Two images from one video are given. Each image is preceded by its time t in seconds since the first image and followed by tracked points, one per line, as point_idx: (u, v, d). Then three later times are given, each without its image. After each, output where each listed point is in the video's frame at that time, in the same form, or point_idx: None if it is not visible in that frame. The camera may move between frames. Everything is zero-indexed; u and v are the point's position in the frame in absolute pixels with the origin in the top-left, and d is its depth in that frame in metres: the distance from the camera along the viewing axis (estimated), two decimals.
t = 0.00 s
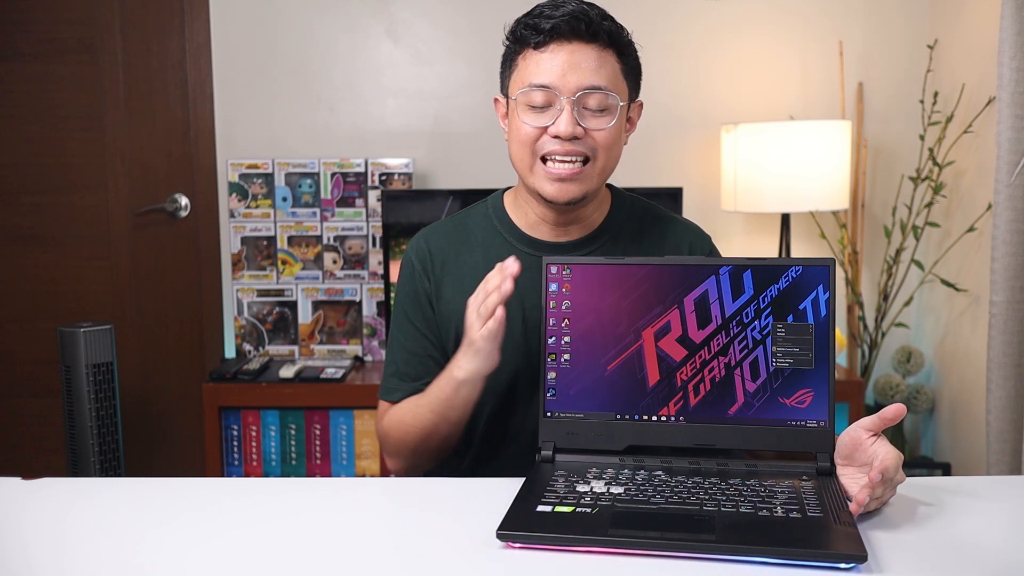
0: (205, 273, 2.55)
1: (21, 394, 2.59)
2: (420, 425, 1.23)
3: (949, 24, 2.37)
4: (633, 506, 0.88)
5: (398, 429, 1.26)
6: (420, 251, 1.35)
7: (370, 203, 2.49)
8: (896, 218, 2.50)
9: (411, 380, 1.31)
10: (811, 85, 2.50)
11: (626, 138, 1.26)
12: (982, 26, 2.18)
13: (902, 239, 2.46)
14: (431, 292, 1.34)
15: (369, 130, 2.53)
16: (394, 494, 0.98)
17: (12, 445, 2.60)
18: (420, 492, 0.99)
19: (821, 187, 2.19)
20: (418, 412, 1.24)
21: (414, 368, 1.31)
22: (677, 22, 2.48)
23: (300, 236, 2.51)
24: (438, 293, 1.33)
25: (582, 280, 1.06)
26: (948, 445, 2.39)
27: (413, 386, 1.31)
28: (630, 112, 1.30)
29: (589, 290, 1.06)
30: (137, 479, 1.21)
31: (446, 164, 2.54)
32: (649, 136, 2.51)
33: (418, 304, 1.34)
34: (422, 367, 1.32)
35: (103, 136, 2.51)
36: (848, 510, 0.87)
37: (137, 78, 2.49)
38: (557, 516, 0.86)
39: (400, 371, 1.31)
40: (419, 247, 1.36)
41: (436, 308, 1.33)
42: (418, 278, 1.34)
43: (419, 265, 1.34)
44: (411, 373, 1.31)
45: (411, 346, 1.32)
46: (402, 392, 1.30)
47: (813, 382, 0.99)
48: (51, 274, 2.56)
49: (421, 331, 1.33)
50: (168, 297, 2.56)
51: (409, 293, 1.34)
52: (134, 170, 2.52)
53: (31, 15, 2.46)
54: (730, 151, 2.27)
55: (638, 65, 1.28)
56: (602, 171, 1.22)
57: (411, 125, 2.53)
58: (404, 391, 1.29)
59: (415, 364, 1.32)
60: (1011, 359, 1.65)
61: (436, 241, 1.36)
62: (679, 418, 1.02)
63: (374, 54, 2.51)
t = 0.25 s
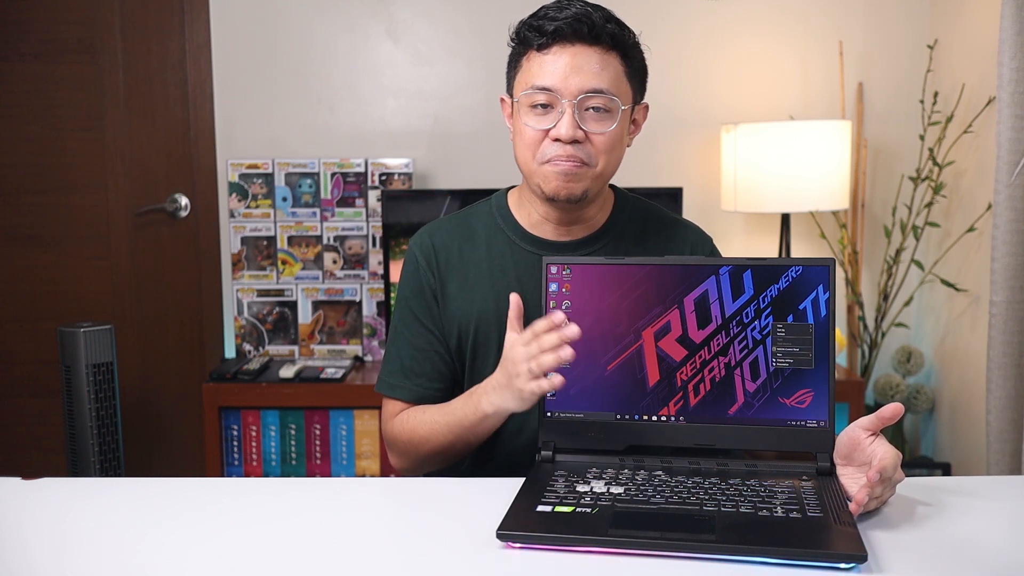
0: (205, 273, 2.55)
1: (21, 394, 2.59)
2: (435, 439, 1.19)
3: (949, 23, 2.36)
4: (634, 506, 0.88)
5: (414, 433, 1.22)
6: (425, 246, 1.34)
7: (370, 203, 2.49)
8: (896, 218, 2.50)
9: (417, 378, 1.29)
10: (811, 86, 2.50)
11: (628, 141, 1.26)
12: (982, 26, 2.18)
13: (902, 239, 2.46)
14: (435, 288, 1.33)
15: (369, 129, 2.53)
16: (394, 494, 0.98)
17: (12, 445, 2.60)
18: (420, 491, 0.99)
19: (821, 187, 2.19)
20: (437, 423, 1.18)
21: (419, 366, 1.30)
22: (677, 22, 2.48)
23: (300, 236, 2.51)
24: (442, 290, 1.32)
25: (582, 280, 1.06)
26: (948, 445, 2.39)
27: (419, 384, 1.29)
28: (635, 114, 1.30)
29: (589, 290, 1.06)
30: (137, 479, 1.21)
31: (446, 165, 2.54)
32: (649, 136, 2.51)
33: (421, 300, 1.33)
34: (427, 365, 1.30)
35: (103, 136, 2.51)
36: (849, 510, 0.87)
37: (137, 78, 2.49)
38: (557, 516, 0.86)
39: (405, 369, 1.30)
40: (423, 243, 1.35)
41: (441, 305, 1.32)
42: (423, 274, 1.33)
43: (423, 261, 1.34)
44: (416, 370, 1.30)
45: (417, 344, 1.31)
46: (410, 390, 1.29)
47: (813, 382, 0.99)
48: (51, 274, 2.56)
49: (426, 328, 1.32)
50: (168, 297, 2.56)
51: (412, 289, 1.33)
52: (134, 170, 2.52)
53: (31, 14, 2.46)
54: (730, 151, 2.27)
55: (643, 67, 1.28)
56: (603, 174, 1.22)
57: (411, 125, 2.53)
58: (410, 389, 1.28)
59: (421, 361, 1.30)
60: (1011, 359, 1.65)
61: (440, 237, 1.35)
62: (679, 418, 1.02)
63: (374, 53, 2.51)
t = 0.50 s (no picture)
0: (205, 273, 2.55)
1: (21, 394, 2.59)
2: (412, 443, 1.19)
3: (948, 23, 2.36)
4: (633, 506, 0.88)
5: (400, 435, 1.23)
6: (427, 250, 1.36)
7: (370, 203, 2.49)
8: (896, 218, 2.50)
9: (409, 380, 1.33)
10: (811, 85, 2.50)
11: (639, 142, 1.26)
12: (982, 26, 2.18)
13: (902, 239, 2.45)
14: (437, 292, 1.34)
15: (369, 130, 2.53)
16: (393, 494, 0.98)
17: (12, 445, 2.60)
18: (419, 491, 0.99)
19: (821, 187, 2.19)
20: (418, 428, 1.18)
21: (414, 367, 1.34)
22: (677, 22, 2.48)
23: (300, 236, 2.51)
24: (442, 293, 1.34)
25: (582, 280, 1.06)
26: (948, 445, 2.39)
27: (411, 385, 1.33)
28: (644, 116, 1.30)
29: (589, 290, 1.06)
30: (137, 479, 1.21)
31: (446, 165, 2.54)
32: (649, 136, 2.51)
33: (421, 303, 1.35)
34: (421, 367, 1.34)
35: (103, 136, 2.51)
36: (848, 510, 0.87)
37: (137, 78, 2.49)
38: (557, 516, 0.86)
39: (399, 370, 1.34)
40: (426, 246, 1.36)
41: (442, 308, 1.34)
42: (425, 279, 1.35)
43: (424, 263, 1.35)
44: (410, 372, 1.34)
45: (413, 346, 1.34)
46: (397, 389, 1.33)
47: (813, 382, 0.99)
48: (51, 274, 2.55)
49: (422, 331, 1.35)
50: (167, 297, 2.57)
51: (412, 292, 1.36)
52: (134, 169, 2.52)
53: (30, 14, 2.46)
54: (730, 151, 2.27)
55: (654, 70, 1.28)
56: (614, 175, 1.22)
57: (411, 125, 2.53)
58: (397, 390, 1.33)
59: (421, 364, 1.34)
60: (1011, 360, 1.65)
61: (444, 239, 1.36)
62: (679, 418, 1.02)
63: (373, 53, 2.51)
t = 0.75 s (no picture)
0: (205, 273, 2.55)
1: (21, 394, 2.59)
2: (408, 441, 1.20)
3: (949, 23, 2.36)
4: (634, 506, 0.88)
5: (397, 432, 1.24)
6: (423, 248, 1.36)
7: (370, 203, 2.48)
8: (896, 218, 2.50)
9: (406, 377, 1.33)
10: (811, 85, 2.50)
11: (634, 138, 1.26)
12: (982, 26, 2.18)
13: (902, 239, 2.45)
14: (433, 290, 1.34)
15: (369, 130, 2.53)
16: (392, 494, 0.98)
17: (12, 445, 2.60)
18: (419, 492, 0.99)
19: (821, 187, 2.19)
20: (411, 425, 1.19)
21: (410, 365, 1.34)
22: (677, 22, 2.48)
23: (300, 236, 2.51)
24: (437, 291, 1.34)
25: (582, 280, 1.06)
26: (948, 445, 2.39)
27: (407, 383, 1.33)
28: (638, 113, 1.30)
29: (589, 290, 1.06)
30: (138, 478, 1.21)
31: (446, 165, 2.54)
32: (649, 136, 2.51)
33: (417, 301, 1.35)
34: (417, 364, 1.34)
35: (103, 136, 2.51)
36: (849, 510, 0.87)
37: (137, 77, 2.49)
38: (557, 516, 0.86)
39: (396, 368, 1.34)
40: (423, 245, 1.36)
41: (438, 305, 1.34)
42: (421, 277, 1.35)
43: (420, 262, 1.35)
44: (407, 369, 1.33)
45: (410, 344, 1.34)
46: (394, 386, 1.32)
47: (813, 382, 0.99)
48: (51, 274, 2.55)
49: (419, 329, 1.35)
50: (167, 297, 2.56)
51: (409, 291, 1.36)
52: (134, 170, 2.52)
53: (31, 14, 2.46)
54: (730, 151, 2.27)
55: (646, 66, 1.28)
56: (609, 169, 1.21)
57: (411, 125, 2.53)
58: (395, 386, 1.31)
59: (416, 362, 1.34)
60: (1011, 359, 1.65)
61: (441, 238, 1.36)
62: (679, 418, 1.02)
63: (373, 53, 2.51)
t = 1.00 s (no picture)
0: (205, 273, 2.55)
1: (21, 394, 2.59)
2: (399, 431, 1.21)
3: (949, 23, 2.36)
4: (633, 506, 0.88)
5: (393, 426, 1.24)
6: (421, 247, 1.36)
7: (370, 203, 2.48)
8: (896, 218, 2.50)
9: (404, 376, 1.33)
10: (811, 85, 2.50)
11: (630, 135, 1.26)
12: (982, 26, 2.18)
13: (902, 239, 2.45)
14: (431, 289, 1.34)
15: (369, 129, 2.53)
16: (392, 494, 0.98)
17: (12, 445, 2.60)
18: (419, 491, 0.99)
19: (821, 187, 2.19)
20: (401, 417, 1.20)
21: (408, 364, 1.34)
22: (677, 22, 2.48)
23: (300, 236, 2.51)
24: (435, 290, 1.34)
25: (582, 280, 1.06)
26: (948, 445, 2.39)
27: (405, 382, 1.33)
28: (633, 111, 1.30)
29: (589, 289, 1.06)
30: (138, 478, 1.21)
31: (446, 165, 2.54)
32: (649, 136, 2.51)
33: (415, 301, 1.35)
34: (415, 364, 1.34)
35: (103, 136, 2.51)
36: (849, 510, 0.87)
37: (137, 78, 2.49)
38: (557, 516, 0.86)
39: (394, 368, 1.34)
40: (420, 244, 1.36)
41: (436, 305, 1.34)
42: (418, 276, 1.35)
43: (418, 262, 1.35)
44: (405, 368, 1.34)
45: (408, 343, 1.34)
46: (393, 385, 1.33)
47: (813, 382, 0.99)
48: (51, 274, 2.55)
49: (417, 328, 1.35)
50: (168, 296, 2.56)
51: (407, 290, 1.36)
52: (134, 170, 2.52)
53: (31, 14, 2.46)
54: (730, 151, 2.27)
55: (643, 64, 1.28)
56: (606, 165, 1.21)
57: (411, 125, 2.53)
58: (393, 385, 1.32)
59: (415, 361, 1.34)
60: (1011, 359, 1.65)
61: (438, 237, 1.36)
62: (679, 418, 1.02)
63: (373, 53, 2.51)
